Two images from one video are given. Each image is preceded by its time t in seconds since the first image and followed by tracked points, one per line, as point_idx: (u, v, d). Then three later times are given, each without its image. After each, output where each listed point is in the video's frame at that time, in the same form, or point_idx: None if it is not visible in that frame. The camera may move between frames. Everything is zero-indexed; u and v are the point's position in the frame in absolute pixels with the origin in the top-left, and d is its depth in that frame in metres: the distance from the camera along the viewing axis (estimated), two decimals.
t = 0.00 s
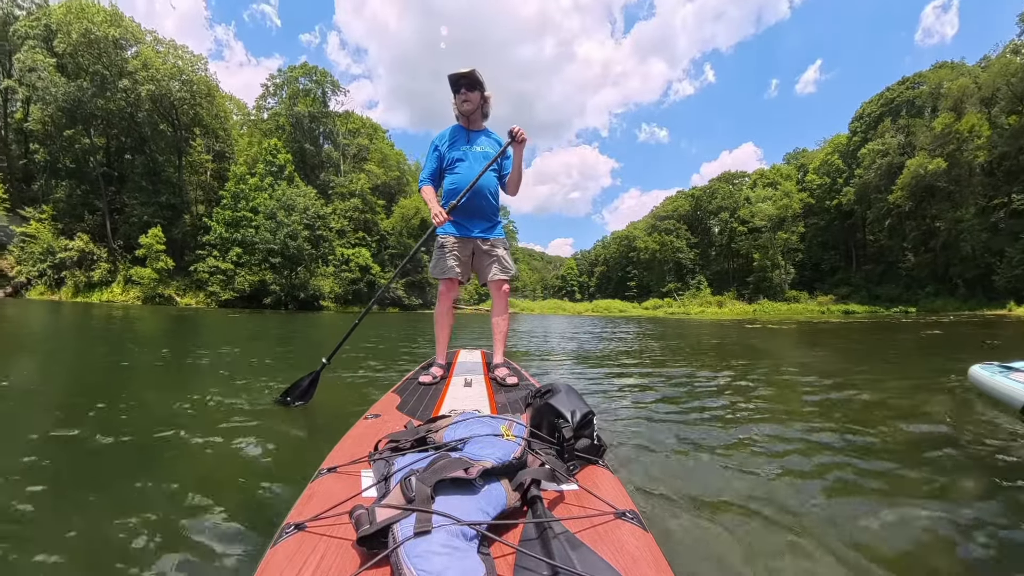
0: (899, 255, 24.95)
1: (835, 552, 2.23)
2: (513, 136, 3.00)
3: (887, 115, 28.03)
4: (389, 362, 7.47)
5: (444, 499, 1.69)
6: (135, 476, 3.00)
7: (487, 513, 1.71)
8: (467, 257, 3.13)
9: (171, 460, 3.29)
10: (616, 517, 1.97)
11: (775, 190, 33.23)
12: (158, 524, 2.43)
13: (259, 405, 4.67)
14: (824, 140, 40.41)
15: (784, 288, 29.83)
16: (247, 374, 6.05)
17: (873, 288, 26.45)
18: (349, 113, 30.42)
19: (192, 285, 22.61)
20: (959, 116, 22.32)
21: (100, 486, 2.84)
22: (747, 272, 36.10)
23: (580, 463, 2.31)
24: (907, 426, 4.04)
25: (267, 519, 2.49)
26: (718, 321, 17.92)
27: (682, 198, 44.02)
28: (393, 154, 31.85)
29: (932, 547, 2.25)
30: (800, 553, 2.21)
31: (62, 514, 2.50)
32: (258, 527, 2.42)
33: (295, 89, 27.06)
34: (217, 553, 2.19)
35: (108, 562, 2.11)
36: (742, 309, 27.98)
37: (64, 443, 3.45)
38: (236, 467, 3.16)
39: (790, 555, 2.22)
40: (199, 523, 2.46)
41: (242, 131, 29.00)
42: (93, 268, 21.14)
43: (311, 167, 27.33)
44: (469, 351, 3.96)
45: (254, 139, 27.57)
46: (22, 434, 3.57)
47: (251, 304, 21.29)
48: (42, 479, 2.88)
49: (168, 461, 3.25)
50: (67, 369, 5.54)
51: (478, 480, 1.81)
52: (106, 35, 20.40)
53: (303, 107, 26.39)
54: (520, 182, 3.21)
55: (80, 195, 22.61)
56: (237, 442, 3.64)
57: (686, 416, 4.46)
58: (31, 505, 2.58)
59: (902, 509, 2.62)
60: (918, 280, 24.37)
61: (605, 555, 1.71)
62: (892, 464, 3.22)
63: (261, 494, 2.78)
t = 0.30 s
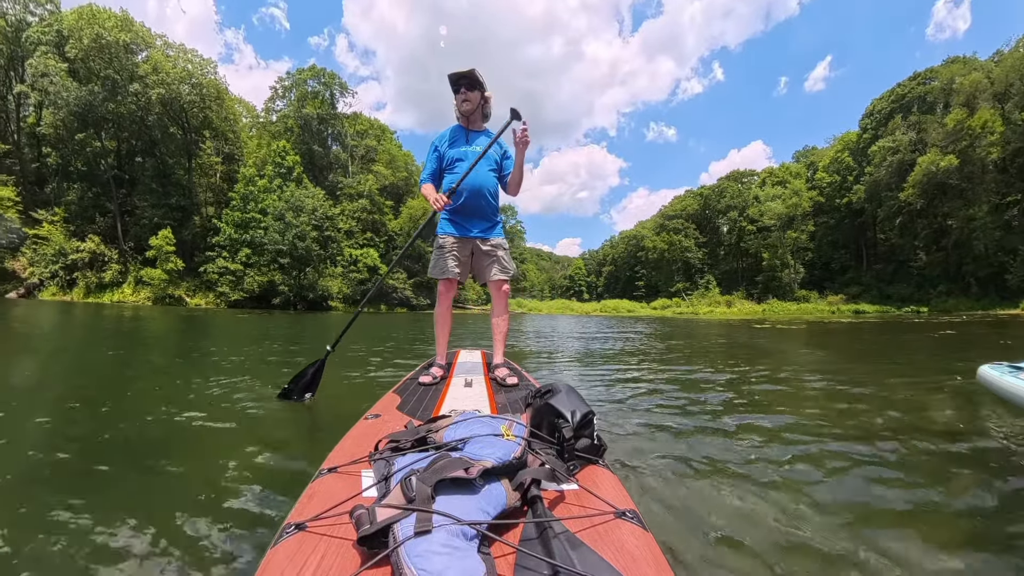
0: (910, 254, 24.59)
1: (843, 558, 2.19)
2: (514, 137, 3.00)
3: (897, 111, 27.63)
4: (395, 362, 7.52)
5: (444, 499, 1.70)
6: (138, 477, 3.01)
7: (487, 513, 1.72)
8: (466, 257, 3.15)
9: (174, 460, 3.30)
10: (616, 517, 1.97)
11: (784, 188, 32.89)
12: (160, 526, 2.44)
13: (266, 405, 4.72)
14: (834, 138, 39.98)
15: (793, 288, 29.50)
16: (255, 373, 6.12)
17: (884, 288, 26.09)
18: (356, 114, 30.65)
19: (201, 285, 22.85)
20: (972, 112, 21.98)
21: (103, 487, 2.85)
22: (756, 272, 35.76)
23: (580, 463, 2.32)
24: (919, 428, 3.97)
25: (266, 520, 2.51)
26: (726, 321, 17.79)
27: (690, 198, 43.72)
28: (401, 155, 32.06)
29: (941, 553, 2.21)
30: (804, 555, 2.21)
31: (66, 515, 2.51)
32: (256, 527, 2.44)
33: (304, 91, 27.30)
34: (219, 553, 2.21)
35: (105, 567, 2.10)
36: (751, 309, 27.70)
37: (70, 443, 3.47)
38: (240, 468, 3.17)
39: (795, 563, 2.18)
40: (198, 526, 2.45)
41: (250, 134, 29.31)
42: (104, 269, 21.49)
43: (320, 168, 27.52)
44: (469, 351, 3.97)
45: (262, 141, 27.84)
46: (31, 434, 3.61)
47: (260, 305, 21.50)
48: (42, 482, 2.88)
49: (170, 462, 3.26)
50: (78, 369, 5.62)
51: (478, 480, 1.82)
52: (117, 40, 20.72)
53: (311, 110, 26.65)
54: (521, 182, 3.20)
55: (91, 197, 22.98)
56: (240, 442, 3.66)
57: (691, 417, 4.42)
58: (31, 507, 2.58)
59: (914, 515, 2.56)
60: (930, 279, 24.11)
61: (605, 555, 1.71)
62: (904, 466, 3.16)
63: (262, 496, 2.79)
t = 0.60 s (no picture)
0: (921, 253, 24.25)
1: (852, 557, 2.16)
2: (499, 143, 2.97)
3: (908, 107, 27.23)
4: (400, 362, 7.57)
5: (445, 500, 1.70)
6: (143, 477, 3.03)
7: (488, 514, 1.72)
8: (465, 256, 3.17)
9: (177, 461, 3.31)
10: (617, 517, 1.97)
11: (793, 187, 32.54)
12: (163, 525, 2.48)
13: (273, 404, 4.77)
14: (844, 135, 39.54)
15: (803, 287, 29.19)
16: (262, 373, 6.19)
17: (896, 287, 25.75)
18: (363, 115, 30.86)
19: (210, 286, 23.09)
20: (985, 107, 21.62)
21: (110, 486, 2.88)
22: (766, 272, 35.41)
23: (581, 463, 2.32)
24: (929, 429, 3.92)
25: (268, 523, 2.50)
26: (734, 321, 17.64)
27: (698, 197, 43.42)
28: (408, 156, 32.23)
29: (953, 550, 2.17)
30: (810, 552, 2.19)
31: (72, 514, 2.53)
32: (256, 530, 2.43)
33: (312, 93, 27.50)
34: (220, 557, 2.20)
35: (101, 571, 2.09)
36: (760, 310, 27.42)
37: (77, 444, 3.50)
38: (245, 468, 3.19)
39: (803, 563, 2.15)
40: (197, 529, 2.45)
41: (259, 136, 29.60)
42: (115, 270, 21.83)
43: (327, 169, 27.72)
44: (470, 351, 3.99)
45: (271, 143, 28.09)
46: (42, 433, 3.67)
47: (269, 305, 21.69)
48: (48, 481, 2.91)
49: (173, 463, 3.27)
50: (89, 369, 5.70)
51: (479, 481, 1.83)
52: (127, 44, 21.06)
53: (319, 111, 26.88)
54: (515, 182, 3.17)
55: (102, 200, 23.31)
56: (245, 442, 3.68)
57: (697, 416, 4.39)
58: (34, 508, 2.59)
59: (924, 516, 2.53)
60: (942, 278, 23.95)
61: (606, 556, 1.71)
62: (913, 467, 3.13)
63: (266, 497, 2.80)
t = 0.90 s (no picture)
0: (933, 251, 23.94)
1: (855, 563, 2.15)
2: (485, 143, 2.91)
3: (918, 104, 26.86)
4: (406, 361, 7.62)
5: (446, 499, 1.71)
6: (134, 481, 3.02)
7: (489, 513, 1.73)
8: (464, 256, 3.19)
9: (186, 458, 3.40)
10: (618, 516, 1.97)
11: (802, 185, 32.22)
12: (172, 520, 2.55)
13: (280, 403, 4.83)
14: (854, 133, 39.07)
15: (812, 287, 28.88)
16: (271, 372, 6.27)
17: (906, 286, 25.43)
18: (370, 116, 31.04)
19: (219, 287, 23.31)
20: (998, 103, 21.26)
21: (100, 490, 2.86)
22: (774, 271, 35.12)
23: (581, 462, 2.32)
24: (939, 431, 3.86)
25: (259, 528, 2.48)
26: (742, 321, 17.51)
27: (706, 196, 43.13)
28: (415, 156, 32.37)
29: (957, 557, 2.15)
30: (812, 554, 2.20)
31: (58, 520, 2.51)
32: (247, 536, 2.40)
33: (320, 94, 27.71)
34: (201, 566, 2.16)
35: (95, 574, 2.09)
36: (769, 309, 27.17)
37: (77, 445, 3.52)
38: (241, 471, 3.18)
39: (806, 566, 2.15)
40: (204, 524, 2.53)
41: (267, 137, 29.86)
42: (125, 271, 22.18)
43: (335, 171, 27.95)
44: (471, 351, 4.00)
45: (278, 144, 28.34)
46: (54, 431, 3.77)
47: (277, 305, 21.89)
48: (60, 477, 3.01)
49: (181, 460, 3.36)
50: (100, 370, 5.78)
51: (479, 480, 1.83)
52: (137, 48, 21.39)
53: (327, 113, 27.11)
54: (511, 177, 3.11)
55: (112, 202, 23.66)
56: (245, 444, 3.68)
57: (701, 417, 4.38)
58: (48, 504, 2.68)
59: (929, 520, 2.50)
60: (953, 278, 23.66)
61: (607, 554, 1.71)
62: (919, 469, 3.10)
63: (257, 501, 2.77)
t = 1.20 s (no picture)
0: (944, 250, 23.64)
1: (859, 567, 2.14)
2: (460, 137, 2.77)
3: (928, 100, 26.50)
4: (411, 361, 7.67)
5: (448, 500, 1.72)
6: (131, 483, 3.00)
7: (491, 513, 1.74)
8: (464, 256, 3.21)
9: (193, 456, 3.47)
10: (620, 516, 1.97)
11: (811, 183, 31.90)
12: (181, 516, 2.62)
13: (286, 402, 4.90)
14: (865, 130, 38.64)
15: (821, 286, 28.60)
16: (277, 372, 6.34)
17: (916, 285, 25.11)
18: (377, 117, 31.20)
19: (227, 287, 23.54)
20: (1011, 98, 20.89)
21: (100, 493, 2.86)
22: (783, 270, 34.83)
23: (583, 462, 2.32)
24: (945, 432, 3.84)
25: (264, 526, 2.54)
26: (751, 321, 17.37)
27: (713, 194, 42.84)
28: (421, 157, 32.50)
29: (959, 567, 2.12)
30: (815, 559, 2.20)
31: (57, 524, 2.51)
32: (253, 534, 2.46)
33: (327, 96, 27.90)
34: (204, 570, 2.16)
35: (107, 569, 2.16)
36: (777, 309, 26.92)
37: (80, 446, 3.54)
38: (241, 472, 3.19)
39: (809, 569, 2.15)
40: (212, 521, 2.58)
41: (275, 139, 30.13)
42: (134, 272, 22.48)
43: (342, 172, 28.16)
44: (472, 351, 4.03)
45: (286, 146, 28.57)
46: (66, 429, 3.86)
47: (285, 306, 22.08)
48: (75, 474, 3.09)
49: (189, 458, 3.43)
50: (110, 369, 5.88)
51: (481, 481, 1.84)
52: (146, 53, 21.72)
53: (334, 115, 27.32)
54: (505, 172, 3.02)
55: (122, 204, 23.98)
56: (252, 442, 3.74)
57: (705, 418, 4.38)
58: (62, 501, 2.76)
59: (934, 523, 2.49)
60: (964, 277, 23.33)
61: (609, 554, 1.71)
62: (924, 473, 3.09)
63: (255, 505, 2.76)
